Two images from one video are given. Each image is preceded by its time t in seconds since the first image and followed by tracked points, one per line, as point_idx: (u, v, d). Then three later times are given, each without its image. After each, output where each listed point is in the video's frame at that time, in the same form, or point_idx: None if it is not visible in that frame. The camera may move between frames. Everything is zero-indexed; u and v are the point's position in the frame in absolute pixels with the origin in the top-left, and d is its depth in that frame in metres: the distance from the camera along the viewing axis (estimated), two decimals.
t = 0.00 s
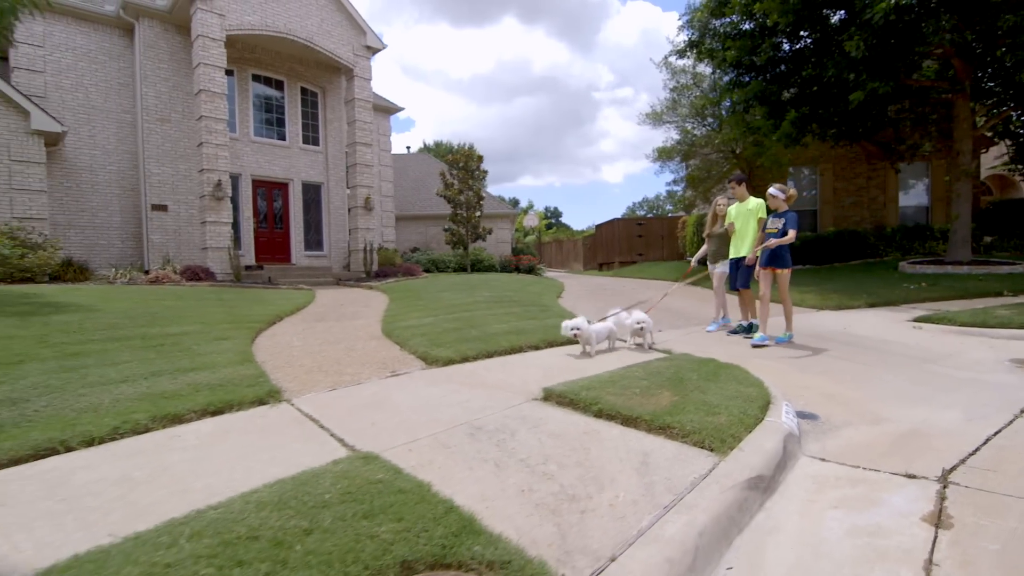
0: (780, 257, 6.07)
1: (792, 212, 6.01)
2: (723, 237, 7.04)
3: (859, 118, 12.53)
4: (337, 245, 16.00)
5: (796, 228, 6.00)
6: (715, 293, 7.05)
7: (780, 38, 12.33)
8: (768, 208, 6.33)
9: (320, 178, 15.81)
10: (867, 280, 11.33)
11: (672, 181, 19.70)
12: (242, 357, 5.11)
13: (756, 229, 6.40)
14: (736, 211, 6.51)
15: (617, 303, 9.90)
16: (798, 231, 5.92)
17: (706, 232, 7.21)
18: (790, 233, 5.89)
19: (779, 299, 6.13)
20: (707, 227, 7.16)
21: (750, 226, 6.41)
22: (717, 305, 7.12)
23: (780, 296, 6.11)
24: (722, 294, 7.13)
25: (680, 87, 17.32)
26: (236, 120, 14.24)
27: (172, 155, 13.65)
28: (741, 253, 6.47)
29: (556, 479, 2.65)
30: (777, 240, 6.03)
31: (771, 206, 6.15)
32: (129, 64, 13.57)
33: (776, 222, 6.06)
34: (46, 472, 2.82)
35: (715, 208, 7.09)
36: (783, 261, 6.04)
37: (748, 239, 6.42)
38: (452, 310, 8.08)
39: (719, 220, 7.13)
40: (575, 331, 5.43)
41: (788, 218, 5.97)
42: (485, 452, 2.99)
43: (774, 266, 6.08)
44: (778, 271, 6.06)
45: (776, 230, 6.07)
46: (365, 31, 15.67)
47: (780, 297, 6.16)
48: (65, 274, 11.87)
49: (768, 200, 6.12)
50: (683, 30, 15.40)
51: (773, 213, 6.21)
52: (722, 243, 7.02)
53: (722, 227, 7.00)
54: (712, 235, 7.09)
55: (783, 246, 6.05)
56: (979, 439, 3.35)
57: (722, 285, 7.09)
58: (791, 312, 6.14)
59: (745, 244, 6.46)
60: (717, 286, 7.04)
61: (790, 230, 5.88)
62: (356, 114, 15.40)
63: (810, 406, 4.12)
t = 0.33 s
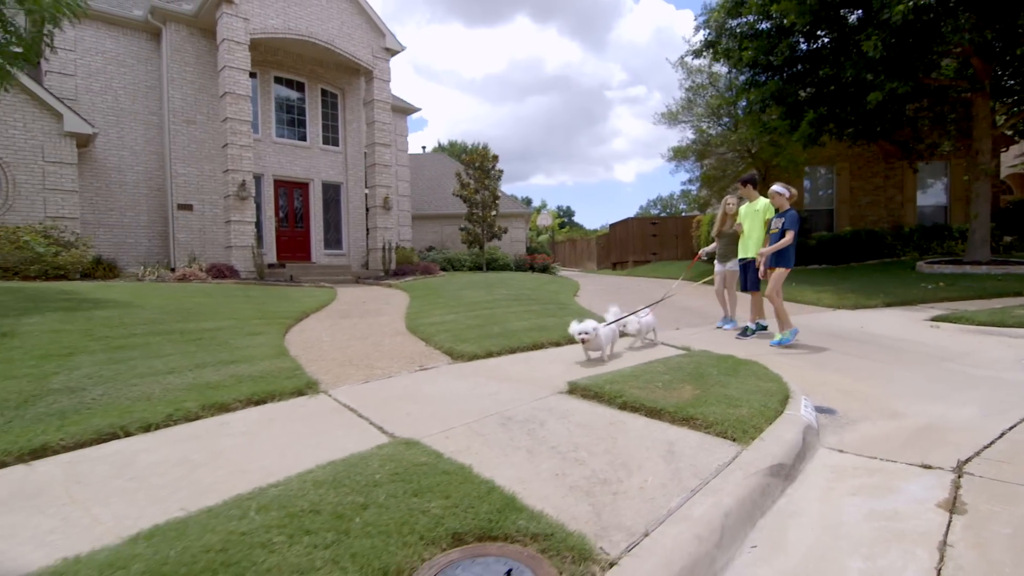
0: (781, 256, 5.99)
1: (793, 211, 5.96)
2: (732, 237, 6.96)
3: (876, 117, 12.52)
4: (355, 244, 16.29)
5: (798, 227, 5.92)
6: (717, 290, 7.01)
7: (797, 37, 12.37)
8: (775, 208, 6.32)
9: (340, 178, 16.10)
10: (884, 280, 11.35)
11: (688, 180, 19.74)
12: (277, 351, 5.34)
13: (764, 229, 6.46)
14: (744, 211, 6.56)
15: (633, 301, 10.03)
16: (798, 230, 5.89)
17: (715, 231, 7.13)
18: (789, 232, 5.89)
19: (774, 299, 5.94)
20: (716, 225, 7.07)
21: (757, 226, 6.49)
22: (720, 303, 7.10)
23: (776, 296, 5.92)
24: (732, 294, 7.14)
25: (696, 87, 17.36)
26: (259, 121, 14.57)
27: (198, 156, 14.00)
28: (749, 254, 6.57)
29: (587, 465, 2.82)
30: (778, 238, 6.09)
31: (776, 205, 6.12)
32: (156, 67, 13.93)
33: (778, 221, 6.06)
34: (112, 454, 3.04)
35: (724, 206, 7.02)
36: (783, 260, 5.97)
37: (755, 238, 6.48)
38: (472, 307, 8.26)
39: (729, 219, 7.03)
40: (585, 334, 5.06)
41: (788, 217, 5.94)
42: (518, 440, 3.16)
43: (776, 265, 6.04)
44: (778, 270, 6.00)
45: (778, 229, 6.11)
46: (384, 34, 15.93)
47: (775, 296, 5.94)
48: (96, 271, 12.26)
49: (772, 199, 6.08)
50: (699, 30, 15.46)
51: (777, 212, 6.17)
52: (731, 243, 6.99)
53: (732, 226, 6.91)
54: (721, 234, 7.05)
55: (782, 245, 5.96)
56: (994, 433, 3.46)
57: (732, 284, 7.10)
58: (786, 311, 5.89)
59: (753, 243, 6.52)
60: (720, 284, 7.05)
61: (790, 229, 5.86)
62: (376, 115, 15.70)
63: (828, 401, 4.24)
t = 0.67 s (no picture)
0: (777, 256, 6.01)
1: (792, 210, 5.95)
2: (737, 237, 7.05)
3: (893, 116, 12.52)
4: (372, 243, 16.56)
5: (794, 227, 5.92)
6: (719, 291, 6.96)
7: (813, 36, 12.41)
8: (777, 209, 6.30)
9: (357, 178, 16.38)
10: (901, 279, 11.36)
11: (702, 180, 19.77)
12: (308, 345, 5.57)
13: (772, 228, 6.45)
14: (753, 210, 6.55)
15: (649, 299, 10.16)
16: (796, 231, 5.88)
17: (720, 232, 7.21)
18: (783, 232, 5.89)
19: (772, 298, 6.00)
20: (721, 226, 7.15)
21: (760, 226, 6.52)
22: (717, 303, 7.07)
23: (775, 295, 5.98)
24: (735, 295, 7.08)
25: (710, 86, 17.38)
26: (279, 123, 14.87)
27: (221, 157, 14.34)
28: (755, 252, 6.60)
29: (615, 450, 2.99)
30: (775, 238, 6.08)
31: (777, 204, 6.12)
32: (180, 71, 14.27)
33: (776, 220, 6.03)
34: (169, 438, 3.26)
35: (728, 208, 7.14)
36: (780, 259, 6.00)
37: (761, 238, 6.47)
38: (491, 305, 8.45)
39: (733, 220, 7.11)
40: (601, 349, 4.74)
41: (786, 217, 5.93)
42: (546, 428, 3.34)
43: (773, 264, 6.06)
44: (775, 269, 6.02)
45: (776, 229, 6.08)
46: (401, 35, 16.17)
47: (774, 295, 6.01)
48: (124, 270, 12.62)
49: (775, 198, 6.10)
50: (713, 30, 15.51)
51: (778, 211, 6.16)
52: (736, 244, 7.04)
53: (736, 226, 7.01)
54: (725, 235, 7.13)
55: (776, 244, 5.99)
56: (1008, 427, 3.56)
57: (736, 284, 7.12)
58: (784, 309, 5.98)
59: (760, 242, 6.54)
60: (723, 284, 6.98)
61: (784, 228, 5.86)
62: (393, 116, 15.96)
63: (844, 395, 4.37)
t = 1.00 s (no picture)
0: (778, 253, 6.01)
1: (791, 207, 5.96)
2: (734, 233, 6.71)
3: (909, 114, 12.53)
4: (388, 242, 16.81)
5: (794, 224, 5.92)
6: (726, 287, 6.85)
7: (828, 35, 12.44)
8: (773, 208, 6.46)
9: (373, 178, 16.65)
10: (916, 277, 11.38)
11: (716, 178, 19.79)
12: (337, 341, 5.78)
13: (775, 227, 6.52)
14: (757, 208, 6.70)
15: (663, 297, 10.29)
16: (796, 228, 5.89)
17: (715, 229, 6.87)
18: (784, 230, 5.89)
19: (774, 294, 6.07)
20: (719, 223, 6.84)
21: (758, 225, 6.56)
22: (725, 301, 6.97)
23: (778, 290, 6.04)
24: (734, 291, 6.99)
25: (724, 85, 17.38)
26: (297, 124, 15.16)
27: (241, 158, 14.66)
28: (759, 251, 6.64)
29: (639, 438, 3.15)
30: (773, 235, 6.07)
31: (775, 201, 6.10)
32: (201, 74, 14.59)
33: (775, 218, 6.02)
34: (218, 425, 3.45)
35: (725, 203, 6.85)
36: (780, 257, 6.00)
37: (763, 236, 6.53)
38: (509, 302, 8.63)
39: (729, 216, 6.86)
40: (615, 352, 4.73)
41: (786, 215, 5.92)
42: (572, 418, 3.51)
43: (772, 262, 6.08)
44: (778, 267, 6.04)
45: (774, 226, 6.07)
46: (416, 37, 16.39)
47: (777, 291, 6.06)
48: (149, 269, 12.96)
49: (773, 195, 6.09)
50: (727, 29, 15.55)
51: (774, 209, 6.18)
52: (736, 241, 6.73)
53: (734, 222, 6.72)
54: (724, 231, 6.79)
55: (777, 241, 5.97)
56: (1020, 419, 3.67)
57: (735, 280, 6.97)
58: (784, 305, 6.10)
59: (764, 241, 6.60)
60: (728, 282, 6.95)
61: (785, 226, 5.86)
62: (409, 116, 16.20)
63: (859, 389, 4.49)
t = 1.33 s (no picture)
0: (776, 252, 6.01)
1: (787, 205, 6.06)
2: (739, 231, 6.92)
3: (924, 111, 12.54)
4: (404, 241, 17.08)
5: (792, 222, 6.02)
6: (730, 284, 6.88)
7: (843, 33, 12.49)
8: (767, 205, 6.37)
9: (389, 178, 16.91)
10: (931, 274, 11.41)
11: (729, 177, 19.81)
12: (364, 336, 6.00)
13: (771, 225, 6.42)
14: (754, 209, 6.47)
15: (678, 295, 10.41)
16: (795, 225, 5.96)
17: (721, 227, 7.08)
18: (784, 228, 5.97)
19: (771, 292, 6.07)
20: (724, 220, 6.99)
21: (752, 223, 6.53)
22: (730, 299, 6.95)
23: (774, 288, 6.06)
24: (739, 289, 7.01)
25: (737, 83, 17.38)
26: (315, 125, 15.44)
27: (262, 159, 15.00)
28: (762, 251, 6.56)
29: (663, 426, 3.32)
30: (772, 234, 6.09)
31: (770, 200, 6.18)
32: (222, 77, 14.92)
33: (773, 217, 6.11)
34: (264, 413, 3.67)
35: (732, 202, 7.00)
36: (776, 255, 6.02)
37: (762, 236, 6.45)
38: (527, 300, 8.82)
39: (736, 215, 7.00)
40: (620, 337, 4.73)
41: (783, 212, 6.03)
42: (597, 407, 3.69)
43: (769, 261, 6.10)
44: (773, 265, 6.02)
45: (771, 224, 6.12)
46: (432, 39, 16.62)
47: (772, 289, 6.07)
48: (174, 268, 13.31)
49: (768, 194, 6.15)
50: (742, 27, 15.59)
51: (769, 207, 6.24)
52: (738, 239, 6.92)
53: (738, 220, 6.89)
54: (728, 229, 6.97)
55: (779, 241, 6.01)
56: None
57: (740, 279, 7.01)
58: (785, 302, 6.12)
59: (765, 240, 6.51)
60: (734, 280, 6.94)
61: (786, 224, 5.95)
62: (424, 117, 16.45)
63: (874, 383, 4.62)
